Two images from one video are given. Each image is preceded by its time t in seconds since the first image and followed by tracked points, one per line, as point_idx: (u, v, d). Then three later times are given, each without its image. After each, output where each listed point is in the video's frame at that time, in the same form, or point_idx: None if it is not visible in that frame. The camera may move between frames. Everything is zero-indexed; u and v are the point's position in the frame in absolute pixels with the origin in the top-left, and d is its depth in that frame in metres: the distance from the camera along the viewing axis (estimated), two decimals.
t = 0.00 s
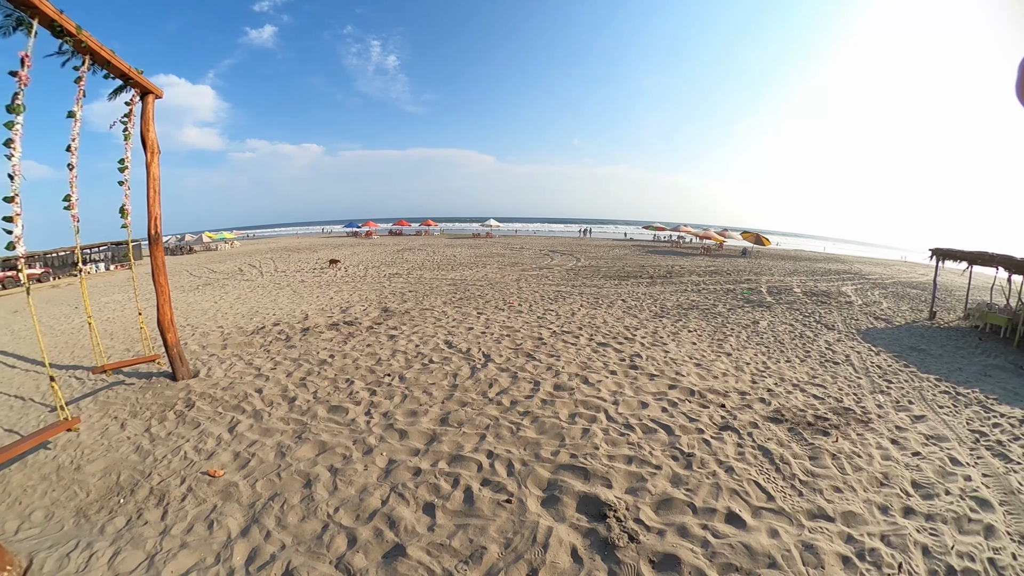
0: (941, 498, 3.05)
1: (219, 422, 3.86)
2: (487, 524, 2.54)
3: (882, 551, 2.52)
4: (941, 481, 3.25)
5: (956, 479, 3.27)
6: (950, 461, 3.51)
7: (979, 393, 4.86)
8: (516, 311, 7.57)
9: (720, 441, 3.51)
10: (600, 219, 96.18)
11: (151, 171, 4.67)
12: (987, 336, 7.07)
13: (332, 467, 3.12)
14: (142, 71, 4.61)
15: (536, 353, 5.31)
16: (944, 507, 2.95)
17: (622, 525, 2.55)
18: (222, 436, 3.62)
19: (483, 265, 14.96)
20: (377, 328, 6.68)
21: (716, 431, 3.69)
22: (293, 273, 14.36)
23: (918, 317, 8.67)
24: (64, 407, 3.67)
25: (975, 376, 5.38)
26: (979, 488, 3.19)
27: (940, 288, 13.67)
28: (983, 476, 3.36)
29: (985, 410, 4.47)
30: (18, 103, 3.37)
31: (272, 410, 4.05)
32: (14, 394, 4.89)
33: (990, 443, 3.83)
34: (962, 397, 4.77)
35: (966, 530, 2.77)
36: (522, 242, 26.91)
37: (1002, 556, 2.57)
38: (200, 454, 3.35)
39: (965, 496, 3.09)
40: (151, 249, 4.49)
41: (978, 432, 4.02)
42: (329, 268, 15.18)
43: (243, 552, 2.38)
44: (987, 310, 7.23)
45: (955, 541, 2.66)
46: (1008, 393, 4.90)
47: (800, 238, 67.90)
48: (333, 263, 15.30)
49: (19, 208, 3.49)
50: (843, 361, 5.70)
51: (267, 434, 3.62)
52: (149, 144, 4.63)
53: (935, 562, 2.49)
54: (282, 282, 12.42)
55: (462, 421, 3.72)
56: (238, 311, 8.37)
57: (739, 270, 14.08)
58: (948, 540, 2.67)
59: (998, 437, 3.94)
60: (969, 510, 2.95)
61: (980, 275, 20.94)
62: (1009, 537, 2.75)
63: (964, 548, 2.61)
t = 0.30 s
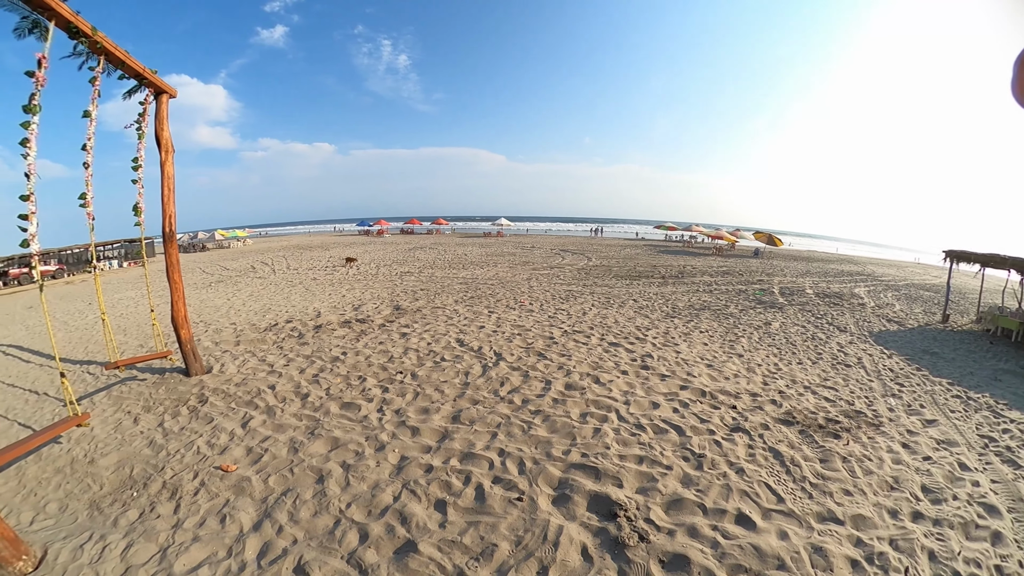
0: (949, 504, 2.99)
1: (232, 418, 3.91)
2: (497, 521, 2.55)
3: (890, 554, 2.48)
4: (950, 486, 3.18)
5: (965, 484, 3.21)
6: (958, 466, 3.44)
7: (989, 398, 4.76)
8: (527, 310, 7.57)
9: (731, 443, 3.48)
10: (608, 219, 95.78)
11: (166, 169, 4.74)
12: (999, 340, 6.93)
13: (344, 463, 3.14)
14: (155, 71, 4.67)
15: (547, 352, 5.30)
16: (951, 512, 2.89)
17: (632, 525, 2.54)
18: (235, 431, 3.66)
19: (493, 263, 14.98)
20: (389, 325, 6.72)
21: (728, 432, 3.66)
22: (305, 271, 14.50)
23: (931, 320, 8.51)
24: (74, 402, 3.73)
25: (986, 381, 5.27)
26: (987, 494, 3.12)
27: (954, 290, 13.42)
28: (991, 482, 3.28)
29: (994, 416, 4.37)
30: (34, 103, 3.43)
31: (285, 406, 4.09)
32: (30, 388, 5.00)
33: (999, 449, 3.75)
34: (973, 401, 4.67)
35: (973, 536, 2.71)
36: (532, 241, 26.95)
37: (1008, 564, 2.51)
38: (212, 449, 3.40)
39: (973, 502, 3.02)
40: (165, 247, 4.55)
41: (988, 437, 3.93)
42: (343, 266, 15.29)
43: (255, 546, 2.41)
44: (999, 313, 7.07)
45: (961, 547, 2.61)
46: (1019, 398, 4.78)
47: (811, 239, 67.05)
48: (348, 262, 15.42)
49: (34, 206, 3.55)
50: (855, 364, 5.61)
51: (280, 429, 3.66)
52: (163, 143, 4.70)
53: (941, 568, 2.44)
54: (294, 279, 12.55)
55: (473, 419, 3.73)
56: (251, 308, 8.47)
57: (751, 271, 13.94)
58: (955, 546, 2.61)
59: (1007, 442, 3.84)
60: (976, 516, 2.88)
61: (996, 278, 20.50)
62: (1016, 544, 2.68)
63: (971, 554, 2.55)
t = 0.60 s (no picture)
0: (961, 512, 2.91)
1: (249, 413, 3.97)
2: (511, 519, 2.55)
3: (901, 562, 2.43)
4: (962, 493, 3.10)
5: (977, 493, 3.12)
6: (971, 474, 3.35)
7: (1003, 405, 4.62)
8: (541, 310, 7.56)
9: (745, 445, 3.44)
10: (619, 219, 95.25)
11: (185, 168, 4.83)
12: (1014, 346, 6.72)
13: (360, 459, 3.17)
14: (174, 71, 4.76)
15: (562, 352, 5.29)
16: (962, 521, 2.81)
17: (646, 526, 2.52)
18: (251, 426, 3.72)
19: (507, 263, 14.99)
20: (404, 324, 6.77)
21: (742, 435, 3.61)
22: (321, 269, 14.68)
23: (947, 325, 8.29)
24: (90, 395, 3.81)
25: (1001, 388, 5.11)
26: (1000, 503, 3.02)
27: (971, 294, 13.10)
28: (1005, 491, 3.18)
29: (1008, 423, 4.25)
30: (57, 104, 3.52)
31: (301, 402, 4.14)
32: (50, 381, 5.15)
33: (1013, 457, 3.63)
34: (987, 408, 4.54)
35: (984, 545, 2.63)
36: (545, 240, 26.98)
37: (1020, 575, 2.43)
38: (229, 443, 3.46)
39: (985, 510, 2.93)
40: (184, 243, 4.64)
41: (1002, 446, 3.80)
42: (359, 265, 15.47)
43: (270, 540, 2.44)
44: (1015, 319, 6.86)
45: (972, 557, 2.53)
46: None
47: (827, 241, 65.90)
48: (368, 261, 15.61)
49: (55, 204, 3.64)
50: (871, 368, 5.50)
51: (296, 425, 3.71)
52: (182, 142, 4.79)
53: None
54: (310, 277, 12.71)
55: (488, 417, 3.74)
56: (267, 304, 8.61)
57: (767, 273, 13.75)
58: (965, 555, 2.54)
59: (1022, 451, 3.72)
60: (989, 526, 2.79)
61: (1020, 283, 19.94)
62: None
63: (982, 564, 2.48)
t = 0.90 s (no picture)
0: (977, 524, 2.80)
1: (268, 407, 4.04)
2: (528, 519, 2.55)
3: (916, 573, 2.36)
4: (979, 505, 2.99)
5: (994, 505, 3.00)
6: (987, 486, 3.22)
7: None
8: (559, 311, 7.55)
9: (763, 451, 3.38)
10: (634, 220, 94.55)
11: (208, 167, 4.94)
12: None
13: (378, 455, 3.21)
14: (197, 72, 4.87)
15: (581, 353, 5.27)
16: (978, 533, 2.71)
17: (662, 529, 2.50)
18: (271, 420, 3.79)
19: (526, 263, 15.01)
20: (424, 322, 6.83)
21: (761, 440, 3.55)
22: (341, 267, 14.90)
23: (968, 332, 8.02)
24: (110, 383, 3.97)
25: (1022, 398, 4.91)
26: (1018, 518, 2.88)
27: (994, 301, 12.67)
28: None
29: None
30: (84, 104, 3.62)
31: (321, 397, 4.20)
32: (73, 372, 5.32)
33: None
34: (1007, 419, 4.37)
35: (1000, 560, 2.53)
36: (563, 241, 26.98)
37: None
38: (249, 437, 3.52)
39: (1002, 524, 2.81)
40: (207, 241, 4.75)
41: (1022, 458, 3.64)
42: (378, 263, 15.67)
43: (288, 533, 2.48)
44: None
45: (988, 571, 2.44)
46: None
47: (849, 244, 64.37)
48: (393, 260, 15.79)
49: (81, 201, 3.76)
50: (891, 375, 5.35)
51: (315, 420, 3.77)
52: (205, 141, 4.90)
53: None
54: (330, 275, 12.91)
55: (506, 417, 3.74)
56: (288, 301, 8.77)
57: (788, 276, 13.50)
58: (981, 568, 2.45)
59: None
60: (1005, 540, 2.68)
61: None
62: None
63: None
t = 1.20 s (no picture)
0: (995, 539, 2.69)
1: (289, 402, 4.12)
2: (545, 519, 2.55)
3: None
4: (997, 520, 2.87)
5: (1015, 521, 2.87)
6: (1006, 500, 3.09)
7: None
8: (579, 312, 7.52)
9: (783, 457, 3.32)
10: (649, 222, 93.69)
11: (232, 166, 5.05)
12: None
13: (398, 452, 3.24)
14: (221, 73, 4.98)
15: (600, 355, 5.25)
16: (995, 549, 2.60)
17: (680, 533, 2.47)
18: (292, 415, 3.86)
19: (546, 264, 15.00)
20: (444, 321, 6.88)
21: (780, 446, 3.49)
22: (363, 265, 15.09)
23: (992, 340, 7.73)
24: (142, 376, 4.13)
25: None
26: None
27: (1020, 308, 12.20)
28: None
29: None
30: (112, 104, 3.74)
31: (342, 394, 4.26)
32: (97, 364, 5.50)
33: None
34: None
35: None
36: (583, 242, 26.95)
37: None
38: (270, 431, 3.59)
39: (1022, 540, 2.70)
40: (232, 238, 4.85)
41: None
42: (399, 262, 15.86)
43: (307, 526, 2.52)
44: None
45: None
46: None
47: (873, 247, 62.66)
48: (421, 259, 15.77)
49: (111, 198, 3.88)
50: (913, 383, 5.18)
51: (336, 416, 3.82)
52: (230, 141, 5.01)
53: None
54: (352, 273, 13.09)
55: (526, 417, 3.75)
56: (310, 299, 8.93)
57: (810, 280, 13.22)
58: None
59: None
60: None
61: None
62: None
63: None
